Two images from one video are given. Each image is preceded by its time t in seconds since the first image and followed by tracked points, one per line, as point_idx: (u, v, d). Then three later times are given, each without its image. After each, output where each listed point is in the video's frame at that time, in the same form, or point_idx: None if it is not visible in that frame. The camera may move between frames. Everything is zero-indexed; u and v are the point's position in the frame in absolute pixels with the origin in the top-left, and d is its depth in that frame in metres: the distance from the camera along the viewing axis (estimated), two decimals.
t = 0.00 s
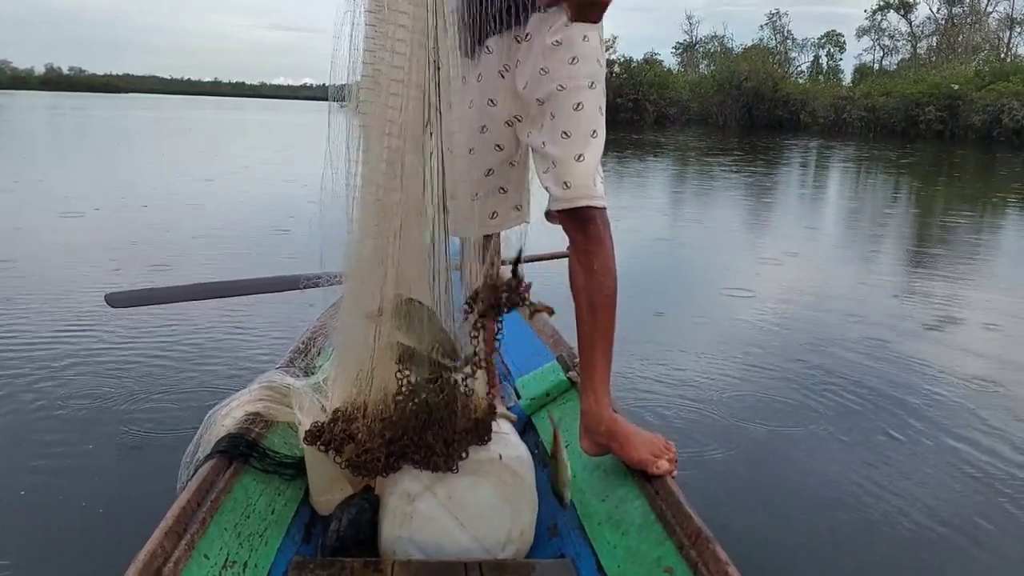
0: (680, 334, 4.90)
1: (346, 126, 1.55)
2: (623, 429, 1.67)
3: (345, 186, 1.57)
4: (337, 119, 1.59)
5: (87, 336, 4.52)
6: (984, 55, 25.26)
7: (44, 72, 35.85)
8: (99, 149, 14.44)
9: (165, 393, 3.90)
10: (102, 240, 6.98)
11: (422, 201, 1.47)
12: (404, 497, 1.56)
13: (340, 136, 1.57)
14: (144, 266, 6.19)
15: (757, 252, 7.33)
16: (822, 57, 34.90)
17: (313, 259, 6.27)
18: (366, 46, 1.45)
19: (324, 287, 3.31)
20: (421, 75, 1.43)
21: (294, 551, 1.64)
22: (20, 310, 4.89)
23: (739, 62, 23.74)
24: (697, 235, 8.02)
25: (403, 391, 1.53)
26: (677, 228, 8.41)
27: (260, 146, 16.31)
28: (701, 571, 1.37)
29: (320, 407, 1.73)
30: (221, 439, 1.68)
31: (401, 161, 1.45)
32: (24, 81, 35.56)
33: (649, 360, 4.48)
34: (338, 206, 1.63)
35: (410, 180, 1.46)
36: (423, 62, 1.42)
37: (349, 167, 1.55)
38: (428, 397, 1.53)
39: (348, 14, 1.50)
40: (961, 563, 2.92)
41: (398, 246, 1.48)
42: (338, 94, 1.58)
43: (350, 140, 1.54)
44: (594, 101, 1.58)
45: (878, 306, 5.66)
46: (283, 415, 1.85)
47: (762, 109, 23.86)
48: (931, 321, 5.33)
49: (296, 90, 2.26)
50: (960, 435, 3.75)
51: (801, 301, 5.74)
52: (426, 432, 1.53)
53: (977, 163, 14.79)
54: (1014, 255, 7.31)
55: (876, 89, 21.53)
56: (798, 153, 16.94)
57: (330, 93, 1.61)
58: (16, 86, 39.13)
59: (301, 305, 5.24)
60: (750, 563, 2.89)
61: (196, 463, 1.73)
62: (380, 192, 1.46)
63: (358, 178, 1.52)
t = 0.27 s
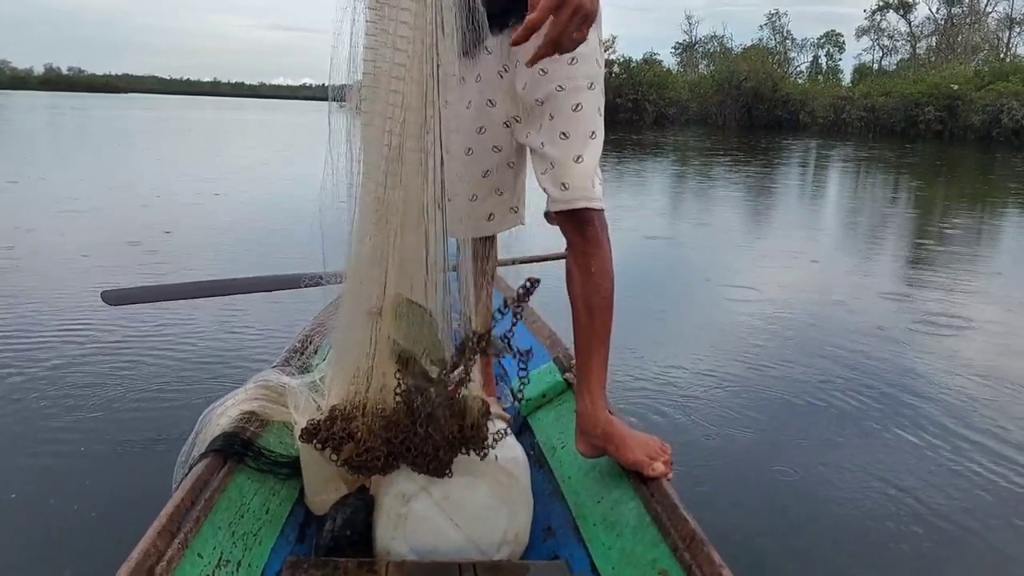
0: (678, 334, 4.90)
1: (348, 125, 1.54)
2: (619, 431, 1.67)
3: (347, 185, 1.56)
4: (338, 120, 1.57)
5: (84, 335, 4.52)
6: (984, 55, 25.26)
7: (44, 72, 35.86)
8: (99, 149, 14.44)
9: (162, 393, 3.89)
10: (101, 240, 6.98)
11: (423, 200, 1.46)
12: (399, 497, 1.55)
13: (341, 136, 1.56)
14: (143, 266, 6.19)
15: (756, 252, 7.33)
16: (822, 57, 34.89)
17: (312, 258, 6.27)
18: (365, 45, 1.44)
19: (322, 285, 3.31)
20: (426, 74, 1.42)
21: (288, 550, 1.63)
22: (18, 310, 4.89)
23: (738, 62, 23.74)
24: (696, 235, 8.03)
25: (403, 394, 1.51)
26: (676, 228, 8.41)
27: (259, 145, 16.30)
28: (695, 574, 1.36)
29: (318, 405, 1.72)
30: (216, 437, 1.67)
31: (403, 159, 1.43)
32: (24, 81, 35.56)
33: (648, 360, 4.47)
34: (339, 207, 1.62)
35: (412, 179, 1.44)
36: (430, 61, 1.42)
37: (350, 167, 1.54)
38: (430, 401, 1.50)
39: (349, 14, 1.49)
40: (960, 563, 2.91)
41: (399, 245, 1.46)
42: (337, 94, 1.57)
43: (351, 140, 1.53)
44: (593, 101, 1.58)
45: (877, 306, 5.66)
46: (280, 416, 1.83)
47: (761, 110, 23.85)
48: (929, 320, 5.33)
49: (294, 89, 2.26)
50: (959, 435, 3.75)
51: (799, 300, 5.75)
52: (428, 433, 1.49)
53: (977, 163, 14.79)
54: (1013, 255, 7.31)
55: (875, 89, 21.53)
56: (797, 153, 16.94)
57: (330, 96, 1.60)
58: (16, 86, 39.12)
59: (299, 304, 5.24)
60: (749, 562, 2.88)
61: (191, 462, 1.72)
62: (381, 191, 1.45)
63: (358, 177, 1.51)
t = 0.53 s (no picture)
0: (678, 334, 4.90)
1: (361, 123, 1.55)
2: (617, 431, 1.66)
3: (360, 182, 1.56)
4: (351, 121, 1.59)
5: (83, 335, 4.52)
6: (983, 55, 25.27)
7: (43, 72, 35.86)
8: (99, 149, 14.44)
9: (162, 393, 3.88)
10: (100, 239, 6.97)
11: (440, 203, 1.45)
12: (398, 497, 1.54)
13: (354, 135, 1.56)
14: (143, 265, 6.19)
15: (755, 252, 7.33)
16: (821, 57, 34.90)
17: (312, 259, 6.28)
18: (381, 35, 1.47)
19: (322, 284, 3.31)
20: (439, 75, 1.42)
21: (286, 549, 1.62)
22: (17, 309, 4.89)
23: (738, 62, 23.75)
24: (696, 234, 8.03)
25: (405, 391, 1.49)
26: (675, 228, 8.41)
27: (258, 145, 16.30)
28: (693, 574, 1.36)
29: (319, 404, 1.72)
30: (215, 436, 1.67)
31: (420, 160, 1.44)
32: (22, 80, 35.50)
33: (647, 360, 4.46)
34: (349, 206, 1.62)
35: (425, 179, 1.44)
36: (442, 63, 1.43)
37: (360, 169, 1.55)
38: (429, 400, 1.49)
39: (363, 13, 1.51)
40: (961, 562, 2.90)
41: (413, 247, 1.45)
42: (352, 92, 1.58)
43: (363, 137, 1.54)
44: (595, 101, 1.57)
45: (876, 306, 5.66)
46: (280, 414, 1.82)
47: (761, 110, 23.86)
48: (929, 321, 5.33)
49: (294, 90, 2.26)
50: (959, 435, 3.74)
51: (799, 300, 5.75)
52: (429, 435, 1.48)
53: (976, 163, 14.79)
54: (1012, 255, 7.31)
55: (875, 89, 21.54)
56: (796, 153, 16.95)
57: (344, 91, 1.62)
58: (16, 86, 39.12)
59: (298, 304, 5.24)
60: (748, 563, 2.88)
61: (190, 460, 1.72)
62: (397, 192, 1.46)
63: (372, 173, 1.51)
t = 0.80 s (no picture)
0: (677, 334, 4.90)
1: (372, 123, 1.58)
2: (617, 432, 1.66)
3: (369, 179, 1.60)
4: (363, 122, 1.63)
5: (81, 335, 4.51)
6: (983, 55, 25.26)
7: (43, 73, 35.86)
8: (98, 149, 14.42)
9: (161, 393, 3.88)
10: (99, 240, 6.97)
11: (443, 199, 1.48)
12: (398, 497, 1.54)
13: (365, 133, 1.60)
14: (142, 266, 6.18)
15: (755, 252, 7.32)
16: (821, 57, 34.88)
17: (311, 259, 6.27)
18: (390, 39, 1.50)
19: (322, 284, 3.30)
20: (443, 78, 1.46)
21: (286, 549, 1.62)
22: (16, 309, 4.88)
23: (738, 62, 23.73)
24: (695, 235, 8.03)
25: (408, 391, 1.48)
26: (675, 228, 8.41)
27: (258, 146, 16.29)
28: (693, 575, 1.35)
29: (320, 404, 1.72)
30: (215, 435, 1.66)
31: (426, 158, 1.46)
32: (22, 81, 35.52)
33: (648, 361, 4.46)
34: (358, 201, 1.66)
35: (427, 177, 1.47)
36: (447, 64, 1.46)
37: (368, 170, 1.60)
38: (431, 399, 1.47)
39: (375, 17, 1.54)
40: (960, 562, 2.90)
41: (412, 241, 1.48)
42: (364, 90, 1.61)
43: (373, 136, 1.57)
44: (594, 103, 1.57)
45: (876, 306, 5.65)
46: (280, 413, 1.82)
47: (761, 110, 23.85)
48: (929, 321, 5.33)
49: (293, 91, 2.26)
50: (959, 436, 3.74)
51: (799, 301, 5.75)
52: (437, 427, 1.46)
53: (977, 163, 14.77)
54: (1012, 255, 7.30)
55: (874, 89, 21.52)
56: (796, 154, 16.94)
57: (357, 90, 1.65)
58: (16, 87, 39.12)
59: (297, 304, 5.24)
60: (748, 563, 2.87)
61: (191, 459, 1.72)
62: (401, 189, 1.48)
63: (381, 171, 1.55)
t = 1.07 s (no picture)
0: (676, 333, 4.90)
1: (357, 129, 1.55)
2: (615, 433, 1.65)
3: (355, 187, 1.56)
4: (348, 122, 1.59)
5: (80, 336, 4.51)
6: (982, 55, 25.27)
7: (42, 75, 35.90)
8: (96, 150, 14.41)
9: (160, 393, 3.87)
10: (98, 240, 6.96)
11: (430, 196, 1.44)
12: (395, 498, 1.53)
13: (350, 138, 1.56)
14: (141, 266, 6.18)
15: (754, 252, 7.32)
16: (820, 57, 34.88)
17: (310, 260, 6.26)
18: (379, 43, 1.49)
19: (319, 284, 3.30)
20: (422, 73, 1.42)
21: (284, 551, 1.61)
22: (14, 309, 4.88)
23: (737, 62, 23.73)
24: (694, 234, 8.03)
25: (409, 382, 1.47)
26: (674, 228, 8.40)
27: (257, 147, 16.27)
28: None
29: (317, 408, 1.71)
30: (212, 438, 1.66)
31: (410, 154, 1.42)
32: (22, 83, 35.52)
33: (647, 361, 4.46)
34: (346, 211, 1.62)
35: (411, 172, 1.42)
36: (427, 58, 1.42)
37: (353, 172, 1.56)
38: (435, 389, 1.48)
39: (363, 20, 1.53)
40: (958, 561, 2.90)
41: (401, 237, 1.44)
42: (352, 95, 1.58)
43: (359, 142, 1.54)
44: (590, 104, 1.56)
45: (876, 305, 5.65)
46: (276, 417, 1.81)
47: (760, 109, 23.86)
48: (928, 320, 5.32)
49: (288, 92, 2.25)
50: (958, 434, 3.73)
51: (798, 300, 5.74)
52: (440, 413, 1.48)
53: (976, 163, 14.77)
54: (1011, 254, 7.29)
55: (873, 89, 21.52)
56: (794, 153, 16.93)
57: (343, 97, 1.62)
58: (15, 89, 39.13)
59: (296, 304, 5.24)
60: (747, 562, 2.87)
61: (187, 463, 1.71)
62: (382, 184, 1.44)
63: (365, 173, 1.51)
